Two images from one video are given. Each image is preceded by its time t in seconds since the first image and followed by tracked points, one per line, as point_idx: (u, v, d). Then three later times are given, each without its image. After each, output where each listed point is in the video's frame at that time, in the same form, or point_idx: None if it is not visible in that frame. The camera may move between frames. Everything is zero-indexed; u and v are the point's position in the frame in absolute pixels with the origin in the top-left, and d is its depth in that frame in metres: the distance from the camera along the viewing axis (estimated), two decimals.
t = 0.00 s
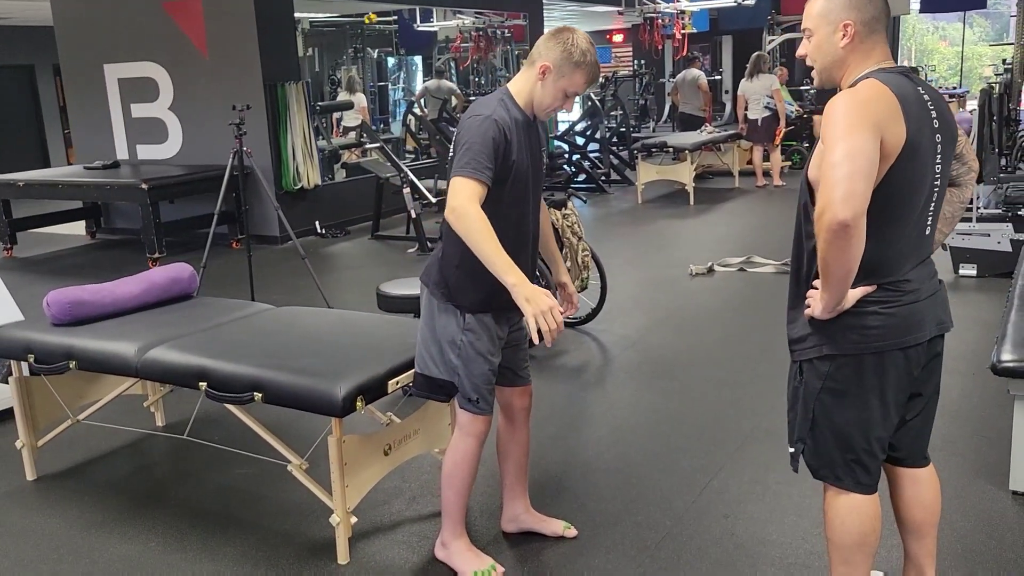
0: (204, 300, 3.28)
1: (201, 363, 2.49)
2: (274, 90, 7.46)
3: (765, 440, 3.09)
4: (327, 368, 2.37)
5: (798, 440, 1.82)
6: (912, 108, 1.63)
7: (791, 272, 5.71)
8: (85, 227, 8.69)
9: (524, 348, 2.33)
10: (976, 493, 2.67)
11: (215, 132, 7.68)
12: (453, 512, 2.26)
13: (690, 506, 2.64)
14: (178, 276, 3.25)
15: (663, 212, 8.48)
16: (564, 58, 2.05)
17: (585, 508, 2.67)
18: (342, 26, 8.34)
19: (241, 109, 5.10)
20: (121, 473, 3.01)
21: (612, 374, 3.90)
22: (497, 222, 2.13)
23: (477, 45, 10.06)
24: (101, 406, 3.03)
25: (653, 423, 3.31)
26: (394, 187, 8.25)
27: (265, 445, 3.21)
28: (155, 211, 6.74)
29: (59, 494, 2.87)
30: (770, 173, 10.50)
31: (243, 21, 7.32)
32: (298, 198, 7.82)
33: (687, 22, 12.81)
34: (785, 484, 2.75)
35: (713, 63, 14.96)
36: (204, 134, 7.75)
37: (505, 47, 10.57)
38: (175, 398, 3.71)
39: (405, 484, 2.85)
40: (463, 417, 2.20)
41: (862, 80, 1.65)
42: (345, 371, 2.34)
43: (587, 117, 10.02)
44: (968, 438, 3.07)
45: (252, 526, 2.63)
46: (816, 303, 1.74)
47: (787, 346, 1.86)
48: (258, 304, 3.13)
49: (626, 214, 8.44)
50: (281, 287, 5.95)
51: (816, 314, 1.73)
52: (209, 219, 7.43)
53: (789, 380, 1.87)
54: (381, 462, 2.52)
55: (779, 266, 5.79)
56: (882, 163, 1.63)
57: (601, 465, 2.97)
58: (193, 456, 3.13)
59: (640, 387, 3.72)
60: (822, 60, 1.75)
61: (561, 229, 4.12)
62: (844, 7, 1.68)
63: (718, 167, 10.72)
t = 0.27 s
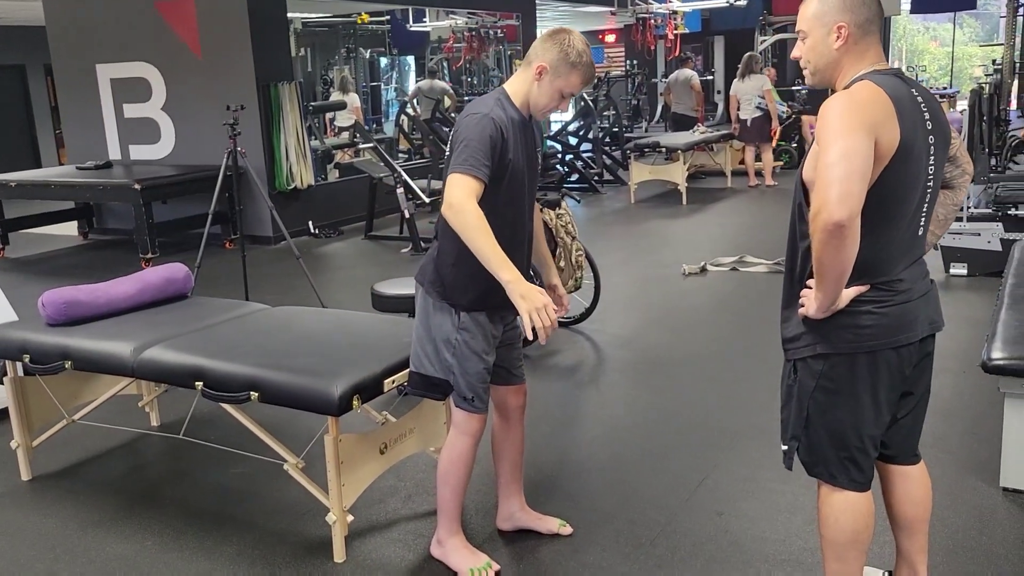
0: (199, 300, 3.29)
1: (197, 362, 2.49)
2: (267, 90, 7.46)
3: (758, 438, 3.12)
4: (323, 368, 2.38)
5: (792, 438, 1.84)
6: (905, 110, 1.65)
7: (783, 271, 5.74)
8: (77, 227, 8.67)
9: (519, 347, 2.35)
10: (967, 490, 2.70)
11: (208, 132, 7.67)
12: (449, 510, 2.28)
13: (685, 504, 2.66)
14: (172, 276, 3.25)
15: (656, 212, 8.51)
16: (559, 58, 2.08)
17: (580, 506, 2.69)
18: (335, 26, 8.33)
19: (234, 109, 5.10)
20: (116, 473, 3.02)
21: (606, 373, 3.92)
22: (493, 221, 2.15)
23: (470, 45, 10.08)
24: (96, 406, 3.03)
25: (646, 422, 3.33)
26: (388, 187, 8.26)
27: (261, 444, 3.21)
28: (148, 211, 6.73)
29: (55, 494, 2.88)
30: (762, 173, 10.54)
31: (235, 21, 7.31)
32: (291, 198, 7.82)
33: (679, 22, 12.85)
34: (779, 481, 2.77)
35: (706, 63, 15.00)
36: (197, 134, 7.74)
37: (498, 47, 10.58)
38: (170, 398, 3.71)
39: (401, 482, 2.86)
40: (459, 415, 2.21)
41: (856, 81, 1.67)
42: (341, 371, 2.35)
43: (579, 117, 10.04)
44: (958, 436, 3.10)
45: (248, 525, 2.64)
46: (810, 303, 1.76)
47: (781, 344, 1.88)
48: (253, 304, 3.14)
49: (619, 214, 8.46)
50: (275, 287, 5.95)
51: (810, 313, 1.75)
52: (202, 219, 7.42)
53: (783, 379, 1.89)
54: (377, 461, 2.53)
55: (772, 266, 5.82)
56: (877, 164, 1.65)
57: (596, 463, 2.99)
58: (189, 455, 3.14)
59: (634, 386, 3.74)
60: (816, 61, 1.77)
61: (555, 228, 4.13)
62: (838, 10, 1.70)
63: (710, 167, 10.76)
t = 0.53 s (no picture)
0: (189, 300, 3.29)
1: (187, 362, 2.49)
2: (257, 91, 7.44)
3: (747, 437, 3.14)
4: (314, 368, 2.38)
5: (782, 437, 1.85)
6: (893, 112, 1.67)
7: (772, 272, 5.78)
8: (65, 228, 8.63)
9: (510, 348, 2.36)
10: (954, 488, 2.72)
11: (197, 132, 7.64)
12: (440, 509, 2.29)
13: (674, 503, 2.67)
14: (162, 276, 3.25)
15: (645, 213, 8.53)
16: (553, 60, 2.10)
17: (570, 505, 2.70)
18: (325, 27, 8.31)
19: (224, 109, 5.09)
20: (105, 474, 3.01)
21: (596, 373, 3.93)
22: (486, 222, 2.16)
23: (459, 46, 10.09)
24: (85, 407, 3.03)
25: (636, 421, 3.35)
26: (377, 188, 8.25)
27: (251, 444, 3.21)
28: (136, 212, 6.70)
29: (43, 495, 2.87)
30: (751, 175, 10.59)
31: (224, 21, 7.30)
32: (281, 199, 7.80)
33: (668, 24, 12.90)
34: (767, 480, 2.79)
35: (695, 65, 15.07)
36: (185, 134, 7.72)
37: (487, 49, 10.60)
38: (160, 398, 3.71)
39: (392, 482, 2.86)
40: (451, 415, 2.23)
41: (844, 83, 1.69)
42: (332, 370, 2.35)
43: (569, 118, 10.06)
44: (945, 434, 3.13)
45: (239, 526, 2.64)
46: (798, 304, 1.78)
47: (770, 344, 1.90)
48: (244, 304, 3.14)
49: (609, 215, 8.49)
50: (264, 287, 5.94)
51: (799, 314, 1.77)
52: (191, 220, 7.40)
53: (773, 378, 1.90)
54: (368, 461, 2.54)
55: (760, 266, 5.85)
56: (864, 165, 1.67)
57: (586, 462, 3.00)
58: (179, 456, 3.13)
59: (623, 386, 3.76)
60: (804, 64, 1.79)
61: (545, 229, 4.14)
62: (825, 14, 1.73)
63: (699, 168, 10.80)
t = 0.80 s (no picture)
0: (175, 303, 3.28)
1: (172, 366, 2.48)
2: (245, 93, 7.42)
3: (734, 440, 3.15)
4: (299, 371, 2.37)
5: (765, 440, 1.86)
6: (874, 116, 1.68)
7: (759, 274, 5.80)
8: (51, 230, 8.57)
9: (497, 351, 2.36)
10: (938, 490, 2.74)
11: (184, 134, 7.61)
12: (427, 512, 2.28)
13: (661, 505, 2.68)
14: (148, 279, 3.23)
15: (634, 215, 8.55)
16: (541, 61, 2.10)
17: (557, 508, 2.70)
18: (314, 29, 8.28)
19: (210, 111, 5.07)
20: (90, 478, 2.99)
21: (584, 375, 3.94)
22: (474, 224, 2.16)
23: (448, 49, 10.09)
24: (70, 411, 3.01)
25: (623, 423, 3.36)
26: (366, 190, 8.24)
27: (237, 448, 3.20)
28: (123, 214, 6.65)
29: (27, 499, 2.85)
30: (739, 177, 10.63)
31: (212, 23, 7.27)
32: (268, 201, 7.78)
33: (657, 26, 12.93)
34: (754, 482, 2.80)
35: (684, 67, 15.12)
36: (173, 136, 7.69)
37: (476, 51, 10.60)
38: (145, 402, 3.69)
39: (378, 486, 2.86)
40: (439, 418, 2.22)
41: (827, 87, 1.70)
42: (317, 374, 2.35)
43: (558, 120, 10.07)
44: (930, 436, 3.15)
45: (224, 530, 2.63)
46: (781, 307, 1.78)
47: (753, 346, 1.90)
48: (230, 308, 3.13)
49: (597, 217, 8.50)
50: (252, 290, 5.92)
51: (782, 317, 1.78)
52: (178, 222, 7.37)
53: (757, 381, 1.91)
54: (353, 464, 2.53)
55: (748, 269, 5.87)
56: (846, 169, 1.67)
57: (572, 465, 3.01)
58: (164, 460, 3.12)
59: (611, 388, 3.76)
60: (787, 68, 1.80)
61: (533, 232, 4.15)
62: (807, 18, 1.74)
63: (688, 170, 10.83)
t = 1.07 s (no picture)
0: (157, 307, 3.26)
1: (151, 371, 2.46)
2: (231, 95, 7.39)
3: (717, 442, 3.15)
4: (279, 376, 2.36)
5: (744, 444, 1.86)
6: (850, 120, 1.69)
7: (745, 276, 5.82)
8: (36, 232, 8.52)
9: (481, 355, 2.35)
10: (918, 492, 2.75)
11: (170, 137, 7.58)
12: (409, 516, 2.27)
13: (642, 509, 2.68)
14: (129, 283, 3.21)
15: (621, 217, 8.56)
16: (524, 64, 2.10)
17: (540, 512, 2.70)
18: (302, 31, 8.25)
19: (195, 113, 5.04)
20: (70, 483, 2.97)
21: (569, 378, 3.94)
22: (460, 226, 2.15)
23: (437, 50, 10.08)
24: (50, 416, 2.99)
25: (606, 426, 3.36)
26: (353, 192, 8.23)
27: (219, 453, 3.18)
28: (108, 217, 6.60)
29: (6, 505, 2.83)
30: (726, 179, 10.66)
31: (198, 25, 7.24)
32: (255, 203, 7.75)
33: (645, 28, 12.96)
34: (737, 485, 2.81)
35: (672, 69, 15.16)
36: (158, 138, 7.65)
37: (465, 53, 10.60)
38: (127, 407, 3.67)
39: (360, 490, 2.85)
40: (425, 422, 2.21)
41: (804, 92, 1.70)
42: (298, 378, 2.33)
43: (546, 122, 10.07)
44: (912, 437, 3.16)
45: (205, 536, 2.61)
46: (759, 311, 1.78)
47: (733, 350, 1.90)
48: (211, 312, 3.11)
49: (584, 219, 8.51)
50: (237, 293, 5.89)
51: (760, 320, 1.78)
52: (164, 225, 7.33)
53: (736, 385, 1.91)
54: (335, 469, 2.51)
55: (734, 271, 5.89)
56: (823, 173, 1.68)
57: (554, 468, 3.00)
58: (146, 465, 3.10)
59: (596, 391, 3.76)
60: (763, 74, 1.81)
61: (518, 234, 4.15)
62: (780, 23, 1.74)
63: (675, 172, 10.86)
